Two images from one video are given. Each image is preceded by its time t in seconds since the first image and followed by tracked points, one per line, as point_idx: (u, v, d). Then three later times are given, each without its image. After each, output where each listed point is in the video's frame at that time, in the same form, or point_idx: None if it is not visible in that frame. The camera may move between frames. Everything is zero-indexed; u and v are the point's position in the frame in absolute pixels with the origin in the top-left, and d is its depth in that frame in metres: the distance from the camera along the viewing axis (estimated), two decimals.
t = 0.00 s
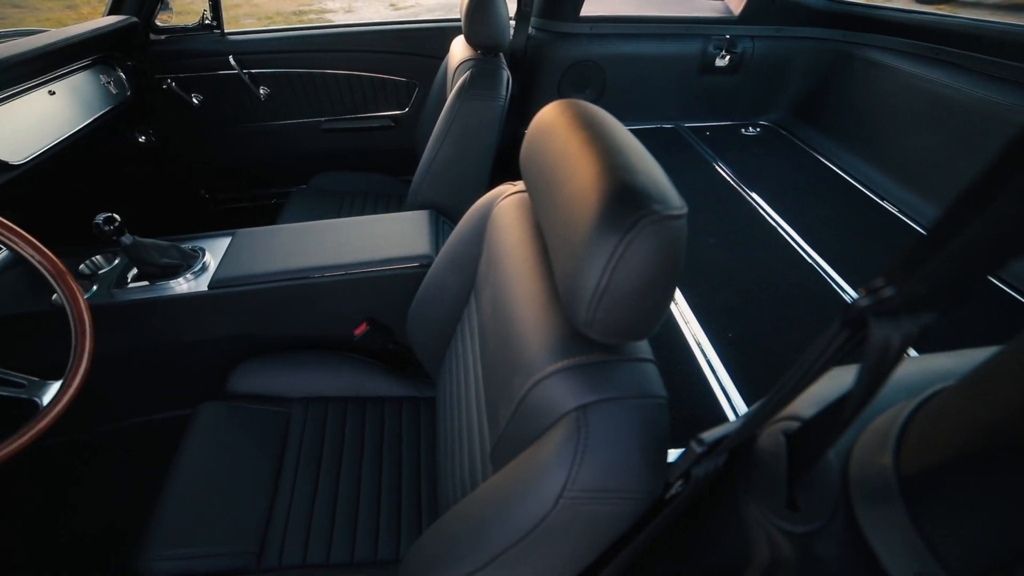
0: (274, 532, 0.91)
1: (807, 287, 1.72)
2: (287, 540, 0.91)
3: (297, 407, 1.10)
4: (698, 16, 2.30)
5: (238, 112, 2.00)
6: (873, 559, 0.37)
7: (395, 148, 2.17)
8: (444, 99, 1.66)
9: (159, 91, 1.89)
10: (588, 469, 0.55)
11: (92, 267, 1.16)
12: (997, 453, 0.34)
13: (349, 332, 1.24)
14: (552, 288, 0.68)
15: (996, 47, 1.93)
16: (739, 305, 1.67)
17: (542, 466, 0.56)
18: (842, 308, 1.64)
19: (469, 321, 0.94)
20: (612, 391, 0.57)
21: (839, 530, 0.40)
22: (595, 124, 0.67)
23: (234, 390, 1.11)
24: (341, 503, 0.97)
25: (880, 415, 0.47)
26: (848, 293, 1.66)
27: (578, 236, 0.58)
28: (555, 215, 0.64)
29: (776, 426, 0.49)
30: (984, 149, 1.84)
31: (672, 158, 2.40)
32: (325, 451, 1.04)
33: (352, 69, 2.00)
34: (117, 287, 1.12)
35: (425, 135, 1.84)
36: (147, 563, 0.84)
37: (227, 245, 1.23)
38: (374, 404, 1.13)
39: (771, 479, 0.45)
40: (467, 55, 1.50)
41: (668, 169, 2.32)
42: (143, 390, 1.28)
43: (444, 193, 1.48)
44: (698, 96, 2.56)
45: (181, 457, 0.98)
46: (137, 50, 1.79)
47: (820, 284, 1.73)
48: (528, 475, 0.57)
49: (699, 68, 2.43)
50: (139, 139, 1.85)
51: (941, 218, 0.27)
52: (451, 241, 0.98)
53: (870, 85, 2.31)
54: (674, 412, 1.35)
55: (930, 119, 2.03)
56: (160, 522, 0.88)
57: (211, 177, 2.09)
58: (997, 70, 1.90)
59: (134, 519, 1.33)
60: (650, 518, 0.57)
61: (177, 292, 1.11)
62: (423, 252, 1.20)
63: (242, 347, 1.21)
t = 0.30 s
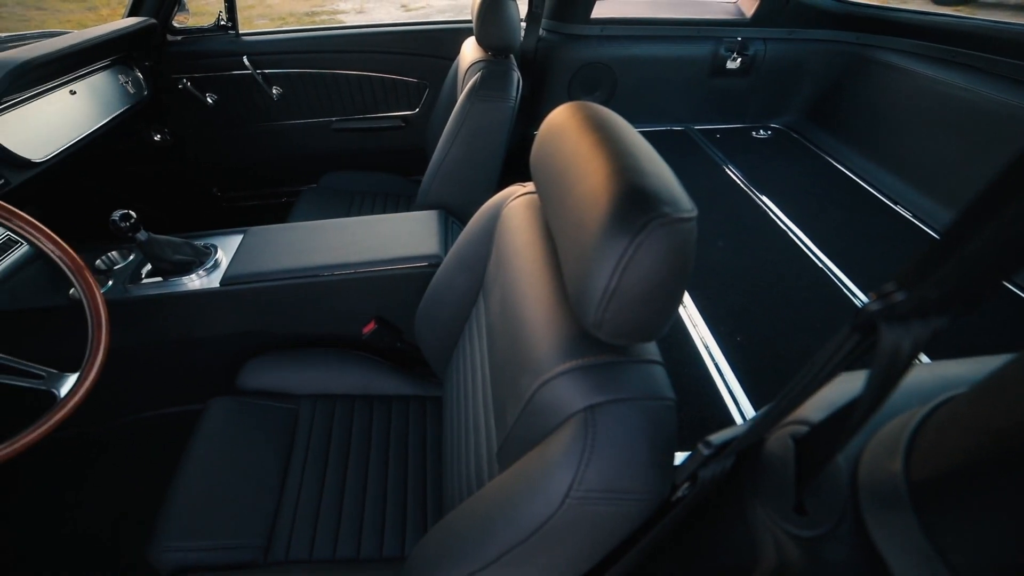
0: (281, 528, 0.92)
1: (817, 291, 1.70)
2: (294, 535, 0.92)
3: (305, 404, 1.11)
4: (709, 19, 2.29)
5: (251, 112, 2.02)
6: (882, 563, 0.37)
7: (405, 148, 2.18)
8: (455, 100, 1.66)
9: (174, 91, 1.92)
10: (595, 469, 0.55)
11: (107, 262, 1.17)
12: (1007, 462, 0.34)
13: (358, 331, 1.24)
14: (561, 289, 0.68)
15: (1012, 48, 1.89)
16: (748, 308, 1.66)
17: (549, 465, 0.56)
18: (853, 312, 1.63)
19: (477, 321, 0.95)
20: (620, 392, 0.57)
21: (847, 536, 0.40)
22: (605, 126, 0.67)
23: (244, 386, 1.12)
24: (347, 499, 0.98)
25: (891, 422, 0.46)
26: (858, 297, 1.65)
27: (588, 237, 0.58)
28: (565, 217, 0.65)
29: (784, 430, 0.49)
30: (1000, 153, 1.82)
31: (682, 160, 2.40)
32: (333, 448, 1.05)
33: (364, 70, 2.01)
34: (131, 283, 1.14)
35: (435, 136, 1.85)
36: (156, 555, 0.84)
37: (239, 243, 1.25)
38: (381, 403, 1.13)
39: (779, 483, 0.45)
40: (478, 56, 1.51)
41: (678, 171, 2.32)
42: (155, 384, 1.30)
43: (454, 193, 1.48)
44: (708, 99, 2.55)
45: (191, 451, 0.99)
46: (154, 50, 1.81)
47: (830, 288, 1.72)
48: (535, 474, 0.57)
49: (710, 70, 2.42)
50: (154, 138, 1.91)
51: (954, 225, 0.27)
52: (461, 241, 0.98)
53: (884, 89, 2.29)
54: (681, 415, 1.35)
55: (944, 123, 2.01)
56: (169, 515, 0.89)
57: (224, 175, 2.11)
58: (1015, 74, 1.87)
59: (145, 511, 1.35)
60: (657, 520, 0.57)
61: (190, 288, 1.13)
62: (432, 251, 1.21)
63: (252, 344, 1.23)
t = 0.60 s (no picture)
0: (289, 523, 0.93)
1: (827, 296, 1.69)
2: (302, 531, 0.93)
3: (314, 401, 1.12)
4: (721, 21, 2.29)
5: (264, 111, 2.04)
6: (891, 567, 0.37)
7: (415, 148, 2.19)
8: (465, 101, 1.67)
9: (189, 90, 1.94)
10: (603, 469, 0.55)
11: (122, 258, 1.19)
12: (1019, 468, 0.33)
13: (367, 329, 1.25)
14: (571, 290, 0.68)
15: None
16: (758, 312, 1.65)
17: (557, 464, 0.56)
18: (863, 318, 1.62)
19: (486, 321, 0.95)
20: (628, 392, 0.57)
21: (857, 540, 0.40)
22: (616, 128, 0.67)
23: (253, 382, 1.13)
24: (354, 496, 0.98)
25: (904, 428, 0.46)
26: (868, 302, 1.64)
27: (598, 238, 0.58)
28: (576, 218, 0.65)
29: (793, 434, 0.49)
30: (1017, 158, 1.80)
31: (692, 163, 2.39)
32: (341, 445, 1.05)
33: (375, 70, 2.02)
34: (145, 278, 1.15)
35: (445, 136, 1.86)
36: (167, 547, 0.86)
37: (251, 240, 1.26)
38: (389, 401, 1.14)
39: (788, 487, 0.45)
40: (489, 58, 1.52)
41: (688, 173, 2.31)
42: (166, 379, 1.31)
43: (463, 193, 1.49)
44: (719, 101, 2.54)
45: (201, 446, 1.00)
46: (170, 50, 1.84)
47: (841, 293, 1.70)
48: (543, 473, 0.57)
49: (722, 73, 2.42)
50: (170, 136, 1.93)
51: (967, 230, 0.27)
52: (470, 241, 0.99)
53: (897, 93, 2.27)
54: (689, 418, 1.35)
55: (960, 127, 1.99)
56: (180, 508, 0.90)
57: (236, 173, 2.13)
58: None
59: (154, 504, 1.36)
60: (663, 522, 0.57)
61: (202, 285, 1.14)
62: (441, 251, 1.21)
63: (262, 341, 1.24)
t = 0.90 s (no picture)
0: (296, 519, 0.94)
1: (838, 301, 1.68)
2: (308, 526, 0.93)
3: (322, 397, 1.12)
4: (732, 24, 2.28)
5: (276, 110, 2.06)
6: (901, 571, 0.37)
7: (425, 148, 2.19)
8: (476, 102, 1.68)
9: (204, 90, 1.97)
10: (611, 469, 0.55)
11: (136, 255, 1.20)
12: None
13: (376, 328, 1.26)
14: (581, 291, 0.68)
15: None
16: (767, 316, 1.64)
17: (565, 464, 0.56)
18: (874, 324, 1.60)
19: (495, 321, 0.95)
20: (637, 394, 0.57)
21: (866, 545, 0.40)
22: (628, 130, 0.67)
23: (263, 378, 1.14)
24: (361, 493, 0.99)
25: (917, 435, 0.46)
26: (880, 307, 1.62)
27: (610, 240, 0.58)
28: (588, 220, 0.65)
29: (803, 438, 0.50)
30: None
31: (702, 166, 2.38)
32: (348, 442, 1.06)
33: (387, 71, 2.03)
34: (159, 275, 1.17)
35: (456, 137, 1.86)
36: (177, 538, 0.87)
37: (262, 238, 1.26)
38: (396, 399, 1.14)
39: (799, 491, 0.46)
40: (501, 59, 1.52)
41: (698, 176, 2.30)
42: (178, 374, 1.33)
43: (473, 194, 1.49)
44: (730, 105, 2.53)
45: (212, 440, 1.01)
46: (187, 50, 1.86)
47: (851, 298, 1.69)
48: (552, 473, 0.57)
49: (733, 76, 2.41)
50: (184, 134, 1.96)
51: (982, 236, 0.27)
52: (480, 241, 0.99)
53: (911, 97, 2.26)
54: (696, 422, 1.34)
55: (976, 132, 1.97)
56: (190, 500, 0.91)
57: (248, 172, 2.15)
58: None
59: (165, 498, 1.38)
60: (670, 524, 0.57)
61: (214, 282, 1.15)
62: (451, 251, 1.22)
63: (272, 337, 1.25)
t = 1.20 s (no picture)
0: (303, 515, 0.94)
1: (849, 306, 1.67)
2: (315, 521, 0.94)
3: (330, 394, 1.13)
4: (745, 27, 2.27)
5: (289, 110, 2.08)
6: None
7: (436, 149, 2.20)
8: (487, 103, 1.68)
9: (219, 89, 2.00)
10: (619, 470, 0.55)
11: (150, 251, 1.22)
12: None
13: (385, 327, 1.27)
14: (591, 293, 0.68)
15: None
16: (777, 321, 1.63)
17: (573, 465, 0.56)
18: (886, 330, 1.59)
19: (503, 322, 0.95)
20: (646, 396, 0.57)
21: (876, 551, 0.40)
22: (641, 134, 0.67)
23: (272, 374, 1.15)
24: (367, 490, 0.99)
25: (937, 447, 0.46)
26: (892, 314, 1.61)
27: (622, 243, 0.58)
28: (599, 222, 0.65)
29: (813, 443, 0.50)
30: None
31: (713, 169, 2.37)
32: (356, 439, 1.06)
33: (398, 71, 2.04)
34: (172, 271, 1.18)
35: (466, 137, 1.87)
36: (186, 530, 0.88)
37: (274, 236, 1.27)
38: (404, 398, 1.14)
39: (809, 496, 0.46)
40: (512, 61, 1.52)
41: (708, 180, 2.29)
42: (190, 369, 1.34)
43: (483, 195, 1.49)
44: (742, 108, 2.52)
45: (222, 435, 1.02)
46: (203, 50, 1.89)
47: (862, 304, 1.68)
48: (559, 473, 0.57)
49: (745, 79, 2.39)
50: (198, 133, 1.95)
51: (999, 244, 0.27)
52: (490, 242, 0.99)
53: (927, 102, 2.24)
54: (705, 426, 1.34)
55: (993, 137, 1.95)
56: (200, 493, 0.93)
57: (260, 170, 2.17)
58: None
59: (174, 491, 1.39)
60: (677, 526, 0.57)
61: (226, 278, 1.16)
62: (460, 251, 1.22)
63: (282, 334, 1.26)
